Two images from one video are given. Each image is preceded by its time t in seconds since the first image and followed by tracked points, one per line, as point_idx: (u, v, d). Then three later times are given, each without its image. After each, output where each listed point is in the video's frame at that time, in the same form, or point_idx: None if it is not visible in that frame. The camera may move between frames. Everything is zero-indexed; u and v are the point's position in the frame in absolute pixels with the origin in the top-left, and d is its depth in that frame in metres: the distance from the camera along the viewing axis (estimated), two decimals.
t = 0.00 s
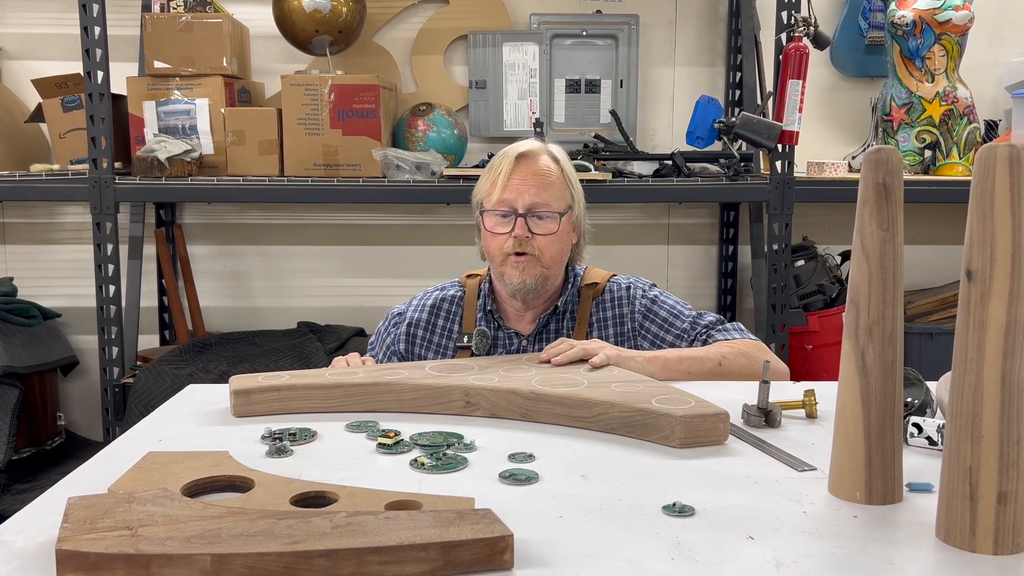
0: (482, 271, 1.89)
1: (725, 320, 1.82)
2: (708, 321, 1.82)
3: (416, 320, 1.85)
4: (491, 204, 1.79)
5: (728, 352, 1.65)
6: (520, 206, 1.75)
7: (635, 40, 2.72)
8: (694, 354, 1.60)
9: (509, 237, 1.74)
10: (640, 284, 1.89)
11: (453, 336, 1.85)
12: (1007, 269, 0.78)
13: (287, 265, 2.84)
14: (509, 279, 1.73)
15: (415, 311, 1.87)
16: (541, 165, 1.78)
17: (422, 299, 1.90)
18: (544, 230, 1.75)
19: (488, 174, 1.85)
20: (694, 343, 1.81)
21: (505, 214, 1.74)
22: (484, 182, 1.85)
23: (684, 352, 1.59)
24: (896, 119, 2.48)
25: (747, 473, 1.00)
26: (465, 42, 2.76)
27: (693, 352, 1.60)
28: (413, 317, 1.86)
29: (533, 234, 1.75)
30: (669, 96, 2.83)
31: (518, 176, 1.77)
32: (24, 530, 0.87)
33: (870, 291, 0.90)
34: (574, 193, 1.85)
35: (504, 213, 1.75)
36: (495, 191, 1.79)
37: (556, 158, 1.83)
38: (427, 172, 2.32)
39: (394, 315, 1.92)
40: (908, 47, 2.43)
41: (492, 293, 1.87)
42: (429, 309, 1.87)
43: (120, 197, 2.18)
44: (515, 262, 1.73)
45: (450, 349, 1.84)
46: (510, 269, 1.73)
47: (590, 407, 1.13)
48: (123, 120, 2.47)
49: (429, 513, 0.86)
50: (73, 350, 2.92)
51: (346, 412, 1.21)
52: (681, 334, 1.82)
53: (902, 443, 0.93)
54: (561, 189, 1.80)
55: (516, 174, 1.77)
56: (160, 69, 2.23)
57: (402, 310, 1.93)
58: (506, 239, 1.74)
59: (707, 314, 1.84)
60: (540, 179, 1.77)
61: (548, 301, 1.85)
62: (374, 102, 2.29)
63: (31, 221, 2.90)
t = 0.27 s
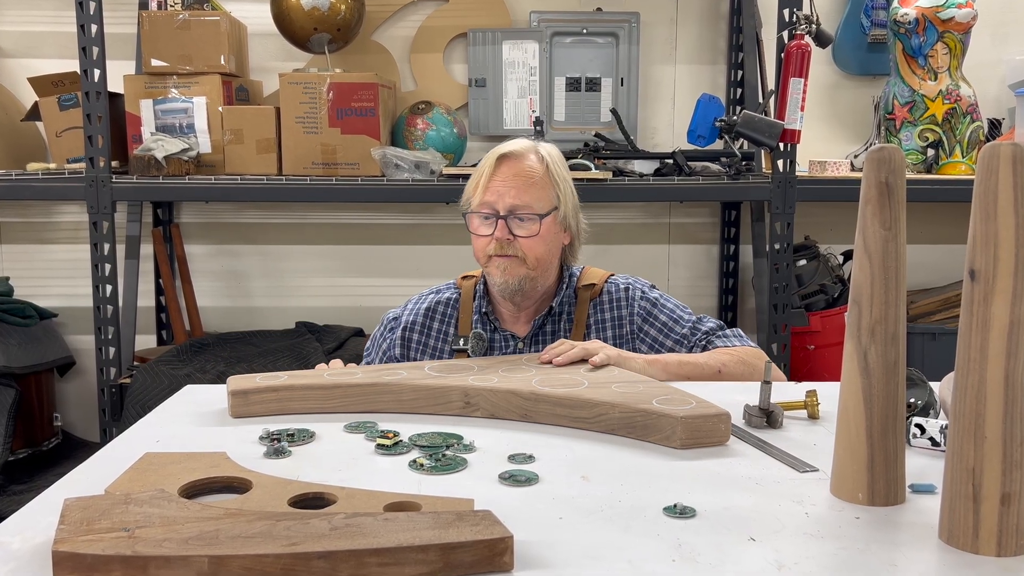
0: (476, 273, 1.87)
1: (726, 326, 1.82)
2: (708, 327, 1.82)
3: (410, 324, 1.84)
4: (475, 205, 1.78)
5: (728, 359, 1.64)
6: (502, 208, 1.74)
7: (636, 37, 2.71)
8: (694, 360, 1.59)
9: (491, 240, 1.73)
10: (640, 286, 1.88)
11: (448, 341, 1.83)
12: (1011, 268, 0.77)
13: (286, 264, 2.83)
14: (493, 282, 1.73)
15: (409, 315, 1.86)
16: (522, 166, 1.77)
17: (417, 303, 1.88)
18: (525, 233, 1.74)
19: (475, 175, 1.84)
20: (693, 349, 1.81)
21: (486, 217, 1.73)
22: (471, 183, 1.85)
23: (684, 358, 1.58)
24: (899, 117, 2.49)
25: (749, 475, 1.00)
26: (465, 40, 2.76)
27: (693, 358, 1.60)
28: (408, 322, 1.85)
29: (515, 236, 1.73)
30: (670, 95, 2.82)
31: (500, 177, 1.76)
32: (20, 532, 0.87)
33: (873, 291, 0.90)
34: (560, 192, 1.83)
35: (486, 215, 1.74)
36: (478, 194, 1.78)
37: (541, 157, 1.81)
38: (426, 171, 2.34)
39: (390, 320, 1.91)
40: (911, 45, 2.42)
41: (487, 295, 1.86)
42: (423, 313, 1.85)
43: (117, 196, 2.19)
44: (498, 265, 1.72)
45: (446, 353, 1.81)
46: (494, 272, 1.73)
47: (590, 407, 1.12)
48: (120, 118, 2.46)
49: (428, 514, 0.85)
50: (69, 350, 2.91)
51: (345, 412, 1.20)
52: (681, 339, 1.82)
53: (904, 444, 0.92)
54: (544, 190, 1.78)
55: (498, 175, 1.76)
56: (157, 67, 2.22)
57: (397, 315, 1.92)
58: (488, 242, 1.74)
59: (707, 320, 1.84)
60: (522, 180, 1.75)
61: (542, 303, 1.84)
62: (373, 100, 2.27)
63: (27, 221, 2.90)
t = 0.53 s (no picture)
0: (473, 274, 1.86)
1: (725, 329, 1.81)
2: (708, 330, 1.82)
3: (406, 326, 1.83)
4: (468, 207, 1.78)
5: (727, 363, 1.64)
6: (494, 209, 1.74)
7: (636, 35, 2.71)
8: (694, 362, 1.58)
9: (484, 241, 1.73)
10: (639, 287, 1.88)
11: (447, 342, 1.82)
12: (1014, 268, 0.76)
13: (285, 264, 2.83)
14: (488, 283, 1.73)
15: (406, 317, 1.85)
16: (514, 167, 1.76)
17: (413, 305, 1.88)
18: (518, 233, 1.73)
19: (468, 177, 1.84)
20: (693, 352, 1.81)
21: (479, 219, 1.73)
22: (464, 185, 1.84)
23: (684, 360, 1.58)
24: (901, 116, 2.47)
25: (750, 476, 0.99)
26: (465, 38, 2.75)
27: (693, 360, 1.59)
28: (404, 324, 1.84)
29: (508, 237, 1.73)
30: (671, 93, 2.82)
31: (492, 177, 1.75)
32: (16, 533, 0.86)
33: (875, 291, 0.89)
34: (554, 191, 1.83)
35: (478, 216, 1.74)
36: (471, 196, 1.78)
37: (534, 156, 1.81)
38: (425, 169, 2.35)
39: (387, 322, 1.90)
40: (914, 43, 2.41)
41: (484, 296, 1.84)
42: (420, 315, 1.84)
43: (114, 195, 2.18)
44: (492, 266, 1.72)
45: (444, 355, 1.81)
46: (488, 273, 1.73)
47: (591, 408, 1.12)
48: (117, 117, 2.45)
49: (427, 515, 0.85)
50: (66, 350, 2.91)
51: (343, 413, 1.19)
52: (680, 342, 1.82)
53: (907, 445, 0.92)
54: (536, 189, 1.77)
55: (489, 176, 1.76)
56: (155, 65, 2.21)
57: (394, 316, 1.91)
58: (481, 243, 1.74)
59: (707, 321, 1.84)
60: (513, 180, 1.75)
61: (539, 304, 1.83)
62: (372, 99, 2.26)
63: (24, 220, 2.89)
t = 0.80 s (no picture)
0: (472, 274, 1.85)
1: (727, 330, 1.80)
2: (708, 331, 1.81)
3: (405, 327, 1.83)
4: (466, 207, 1.77)
5: (729, 364, 1.63)
6: (492, 209, 1.73)
7: (637, 33, 2.70)
8: (694, 363, 1.58)
9: (483, 241, 1.72)
10: (639, 287, 1.87)
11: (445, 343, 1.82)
12: (1018, 267, 0.76)
13: (284, 264, 2.82)
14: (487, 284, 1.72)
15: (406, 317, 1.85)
16: (512, 167, 1.75)
17: (413, 305, 1.87)
18: (516, 233, 1.72)
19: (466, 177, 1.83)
20: (693, 353, 1.80)
21: (477, 219, 1.72)
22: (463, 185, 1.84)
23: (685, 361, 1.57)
24: (904, 114, 2.46)
25: (752, 477, 0.98)
26: (464, 36, 2.74)
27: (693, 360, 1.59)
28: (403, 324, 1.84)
29: (506, 237, 1.72)
30: (672, 91, 2.81)
31: (490, 177, 1.74)
32: (12, 535, 0.85)
33: (877, 291, 0.88)
34: (553, 191, 1.82)
35: (477, 216, 1.73)
36: (469, 196, 1.77)
37: (533, 156, 1.80)
38: (424, 168, 2.34)
39: (386, 323, 1.89)
40: (917, 41, 2.40)
41: (483, 297, 1.84)
42: (419, 316, 1.84)
43: (110, 194, 2.17)
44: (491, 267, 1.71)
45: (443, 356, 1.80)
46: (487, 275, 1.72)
47: (591, 408, 1.11)
48: (114, 115, 2.44)
49: (427, 517, 0.84)
50: (62, 350, 2.90)
51: (342, 413, 1.19)
52: (680, 343, 1.81)
53: (909, 446, 0.91)
54: (534, 189, 1.76)
55: (488, 176, 1.75)
56: (152, 63, 2.21)
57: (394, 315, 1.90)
58: (479, 244, 1.73)
59: (708, 324, 1.83)
60: (512, 180, 1.74)
61: (539, 304, 1.82)
62: (371, 97, 2.26)
63: (20, 219, 2.88)
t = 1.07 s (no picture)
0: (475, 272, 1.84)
1: (729, 329, 1.79)
2: (711, 329, 1.80)
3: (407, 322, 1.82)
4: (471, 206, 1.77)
5: (730, 363, 1.62)
6: (497, 207, 1.73)
7: (638, 31, 2.69)
8: (695, 363, 1.57)
9: (487, 240, 1.72)
10: (642, 287, 1.85)
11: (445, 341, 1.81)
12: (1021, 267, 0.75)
13: (283, 264, 2.81)
14: (490, 284, 1.72)
15: (408, 312, 1.84)
16: (516, 166, 1.75)
17: (414, 300, 1.86)
18: (520, 232, 1.72)
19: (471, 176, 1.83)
20: (695, 352, 1.79)
21: (481, 218, 1.72)
22: (467, 185, 1.84)
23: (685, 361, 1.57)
24: (907, 113, 2.45)
25: (753, 478, 0.98)
26: (463, 34, 2.74)
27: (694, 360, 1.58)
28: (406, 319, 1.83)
29: (511, 236, 1.72)
30: (673, 90, 2.80)
31: (494, 176, 1.74)
32: (8, 536, 0.85)
33: (880, 291, 0.88)
34: (558, 190, 1.81)
35: (481, 215, 1.73)
36: (474, 195, 1.77)
37: (537, 155, 1.80)
38: (423, 168, 2.32)
39: (386, 316, 1.89)
40: (919, 38, 2.39)
41: (486, 296, 1.84)
42: (421, 312, 1.83)
43: (107, 193, 2.16)
44: (494, 267, 1.71)
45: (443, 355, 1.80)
46: (491, 274, 1.72)
47: (591, 409, 1.10)
48: (111, 114, 2.44)
49: (426, 518, 0.83)
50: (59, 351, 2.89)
51: (340, 414, 1.18)
52: (683, 342, 1.80)
53: (913, 446, 0.90)
54: (539, 188, 1.76)
55: (492, 174, 1.75)
56: (149, 61, 2.20)
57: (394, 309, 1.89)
58: (483, 243, 1.72)
59: (711, 321, 1.82)
60: (516, 179, 1.74)
61: (542, 304, 1.82)
62: (370, 95, 2.25)
63: (16, 218, 2.88)
